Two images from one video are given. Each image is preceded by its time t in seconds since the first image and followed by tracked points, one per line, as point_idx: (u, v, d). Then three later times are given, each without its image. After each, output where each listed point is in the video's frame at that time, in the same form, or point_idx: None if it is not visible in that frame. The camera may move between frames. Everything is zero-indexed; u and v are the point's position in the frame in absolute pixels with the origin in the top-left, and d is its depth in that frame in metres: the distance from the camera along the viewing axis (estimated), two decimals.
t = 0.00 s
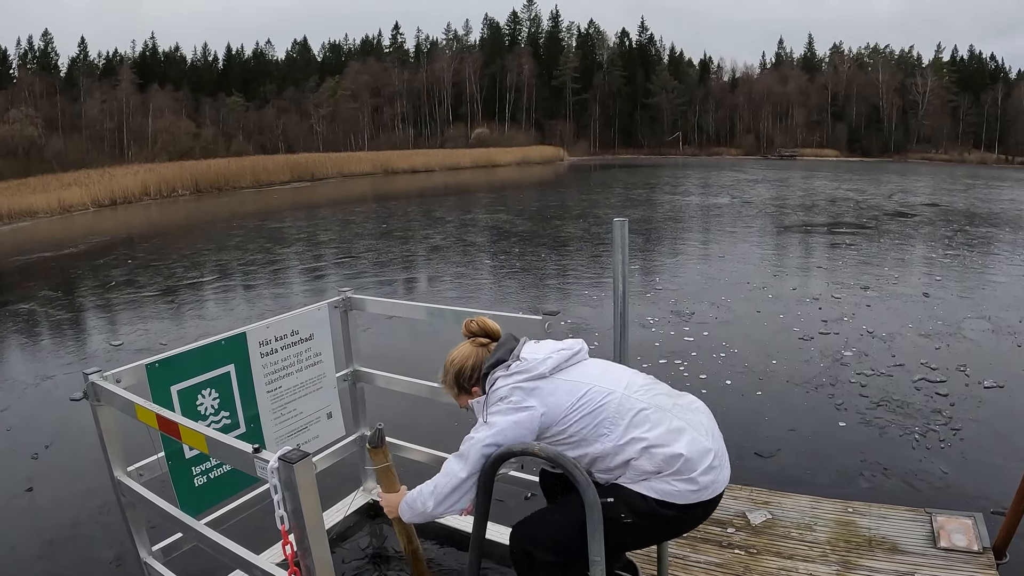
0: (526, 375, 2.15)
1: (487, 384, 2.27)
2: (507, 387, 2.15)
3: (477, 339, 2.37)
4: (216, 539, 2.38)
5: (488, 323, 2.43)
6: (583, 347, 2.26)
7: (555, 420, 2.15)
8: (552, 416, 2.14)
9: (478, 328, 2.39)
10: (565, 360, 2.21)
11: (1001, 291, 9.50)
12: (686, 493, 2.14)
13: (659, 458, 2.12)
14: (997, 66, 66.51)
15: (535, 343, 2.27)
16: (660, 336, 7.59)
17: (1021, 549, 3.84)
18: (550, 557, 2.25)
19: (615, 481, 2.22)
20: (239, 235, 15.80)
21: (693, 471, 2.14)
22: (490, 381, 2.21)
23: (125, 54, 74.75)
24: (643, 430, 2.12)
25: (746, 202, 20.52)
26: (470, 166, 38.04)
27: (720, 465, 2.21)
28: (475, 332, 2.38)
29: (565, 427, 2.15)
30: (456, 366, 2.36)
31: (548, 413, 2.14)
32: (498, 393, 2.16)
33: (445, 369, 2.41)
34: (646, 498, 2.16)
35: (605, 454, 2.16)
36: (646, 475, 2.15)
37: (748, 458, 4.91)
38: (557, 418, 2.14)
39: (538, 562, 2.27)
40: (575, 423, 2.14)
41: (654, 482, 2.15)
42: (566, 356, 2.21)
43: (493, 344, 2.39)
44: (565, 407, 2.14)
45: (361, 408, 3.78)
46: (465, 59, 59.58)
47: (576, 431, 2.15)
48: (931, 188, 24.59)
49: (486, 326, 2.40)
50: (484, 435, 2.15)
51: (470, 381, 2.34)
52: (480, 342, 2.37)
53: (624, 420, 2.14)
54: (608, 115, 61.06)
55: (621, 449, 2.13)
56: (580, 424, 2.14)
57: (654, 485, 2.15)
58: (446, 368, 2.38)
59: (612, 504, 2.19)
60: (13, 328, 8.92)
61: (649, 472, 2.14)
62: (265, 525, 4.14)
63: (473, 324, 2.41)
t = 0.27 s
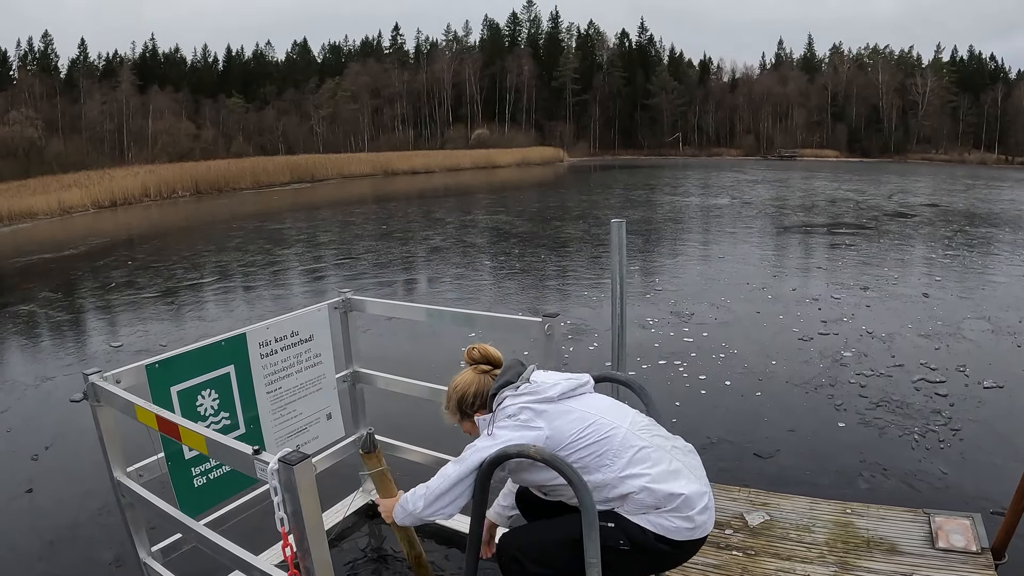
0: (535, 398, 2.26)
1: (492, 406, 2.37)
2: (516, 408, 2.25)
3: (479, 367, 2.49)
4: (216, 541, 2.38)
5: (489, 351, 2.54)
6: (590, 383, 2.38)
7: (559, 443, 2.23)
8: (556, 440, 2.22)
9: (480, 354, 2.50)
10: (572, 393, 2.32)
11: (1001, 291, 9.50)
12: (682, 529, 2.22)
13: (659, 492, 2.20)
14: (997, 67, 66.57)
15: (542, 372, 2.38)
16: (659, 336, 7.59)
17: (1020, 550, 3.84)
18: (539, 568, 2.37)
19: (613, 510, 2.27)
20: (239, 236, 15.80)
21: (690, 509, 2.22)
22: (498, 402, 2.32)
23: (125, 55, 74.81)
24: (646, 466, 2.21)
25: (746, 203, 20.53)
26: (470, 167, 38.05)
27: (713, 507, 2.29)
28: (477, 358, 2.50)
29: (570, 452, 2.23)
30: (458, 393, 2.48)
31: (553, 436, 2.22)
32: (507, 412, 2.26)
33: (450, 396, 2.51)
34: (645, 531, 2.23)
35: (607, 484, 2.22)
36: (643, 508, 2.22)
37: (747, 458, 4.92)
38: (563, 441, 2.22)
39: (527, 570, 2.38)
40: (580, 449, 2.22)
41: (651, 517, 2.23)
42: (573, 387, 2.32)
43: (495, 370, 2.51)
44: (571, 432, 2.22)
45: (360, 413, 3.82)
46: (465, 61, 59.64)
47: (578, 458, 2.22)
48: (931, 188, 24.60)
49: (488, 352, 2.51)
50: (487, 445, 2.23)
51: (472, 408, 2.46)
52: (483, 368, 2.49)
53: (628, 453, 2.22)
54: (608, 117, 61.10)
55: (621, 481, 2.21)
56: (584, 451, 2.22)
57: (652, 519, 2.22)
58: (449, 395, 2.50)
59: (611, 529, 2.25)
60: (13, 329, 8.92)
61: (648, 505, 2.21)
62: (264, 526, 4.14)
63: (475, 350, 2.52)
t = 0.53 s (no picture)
0: (544, 413, 2.35)
1: (501, 420, 2.46)
2: (526, 420, 2.33)
3: (485, 389, 2.61)
4: (215, 543, 2.38)
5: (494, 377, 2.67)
6: (595, 411, 2.49)
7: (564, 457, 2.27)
8: (564, 451, 2.27)
9: (487, 378, 2.62)
10: (578, 415, 2.41)
11: (1001, 291, 9.50)
12: (679, 553, 2.26)
13: (660, 514, 2.24)
14: (997, 67, 66.58)
15: (549, 399, 2.48)
16: (659, 337, 7.60)
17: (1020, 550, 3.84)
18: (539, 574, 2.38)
19: (614, 531, 2.28)
20: (239, 238, 15.81)
21: (687, 534, 2.28)
22: (507, 416, 2.40)
23: (125, 57, 74.91)
24: (650, 486, 2.27)
25: (746, 204, 20.54)
26: (470, 168, 38.08)
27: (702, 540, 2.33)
28: (483, 382, 2.62)
29: (577, 465, 2.26)
30: (464, 415, 2.59)
31: (561, 449, 2.27)
32: (517, 423, 2.33)
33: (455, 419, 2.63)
34: (645, 554, 2.26)
35: (609, 501, 2.25)
36: (641, 528, 2.24)
37: (747, 459, 4.92)
38: (571, 453, 2.27)
39: None
40: (587, 463, 2.26)
41: (651, 539, 2.25)
42: (580, 411, 2.41)
43: (499, 396, 2.62)
44: (579, 445, 2.28)
45: (360, 416, 3.83)
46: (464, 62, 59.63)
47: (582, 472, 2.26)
48: (931, 188, 24.61)
49: (494, 377, 2.63)
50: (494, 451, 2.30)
51: (476, 430, 2.57)
52: (489, 393, 2.61)
53: (632, 472, 2.28)
54: (608, 118, 61.10)
55: (622, 500, 2.24)
56: (591, 465, 2.26)
57: (648, 542, 2.25)
58: (454, 416, 2.61)
59: (615, 546, 2.25)
60: (13, 331, 8.92)
61: (644, 526, 2.24)
62: (263, 527, 4.14)
63: (482, 375, 2.64)
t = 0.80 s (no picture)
0: (552, 418, 2.39)
1: (507, 424, 2.48)
2: (534, 423, 2.35)
3: (493, 396, 2.62)
4: (213, 543, 2.38)
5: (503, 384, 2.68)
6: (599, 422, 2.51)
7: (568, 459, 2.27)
8: (569, 454, 2.27)
9: (495, 385, 2.63)
10: (582, 422, 2.44)
11: (1001, 291, 9.50)
12: (682, 562, 2.26)
13: (661, 521, 2.24)
14: (997, 67, 66.64)
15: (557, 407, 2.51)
16: (659, 338, 7.59)
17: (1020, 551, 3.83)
18: None
19: (619, 538, 2.24)
20: (239, 238, 15.82)
21: (688, 541, 2.29)
22: (515, 421, 2.43)
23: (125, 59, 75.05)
24: (652, 492, 2.28)
25: (746, 204, 20.55)
26: (470, 169, 38.10)
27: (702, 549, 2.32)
28: (492, 388, 2.63)
29: (581, 469, 2.26)
30: (471, 420, 2.60)
31: (567, 452, 2.28)
32: (524, 426, 2.35)
33: (461, 424, 2.64)
34: (649, 561, 2.23)
35: (613, 505, 2.24)
36: (644, 533, 2.23)
37: (747, 459, 4.91)
38: (576, 457, 2.26)
39: None
40: (591, 467, 2.26)
41: (653, 546, 2.23)
42: (586, 420, 2.44)
43: (507, 402, 2.63)
44: (584, 448, 2.28)
45: (360, 419, 3.83)
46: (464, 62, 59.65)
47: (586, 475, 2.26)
48: (931, 188, 24.63)
49: (503, 384, 2.64)
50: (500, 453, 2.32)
51: (483, 436, 2.58)
52: (497, 398, 2.62)
53: (634, 478, 2.28)
54: (608, 118, 61.14)
55: (624, 504, 2.24)
56: (594, 468, 2.26)
57: (652, 548, 2.23)
58: (462, 420, 2.62)
59: (623, 553, 2.21)
60: (13, 332, 8.92)
61: (646, 532, 2.23)
62: (261, 529, 4.13)
63: (490, 381, 2.65)
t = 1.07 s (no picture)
0: (553, 418, 2.38)
1: (508, 424, 2.48)
2: (535, 422, 2.35)
3: (495, 396, 2.62)
4: (212, 545, 2.37)
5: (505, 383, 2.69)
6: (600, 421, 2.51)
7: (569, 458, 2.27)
8: (570, 454, 2.26)
9: (498, 385, 2.63)
10: (582, 423, 2.44)
11: (1001, 292, 9.49)
12: (684, 560, 2.25)
13: (663, 519, 2.24)
14: (997, 68, 66.66)
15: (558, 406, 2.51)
16: (659, 338, 7.59)
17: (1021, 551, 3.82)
18: None
19: (621, 537, 2.23)
20: (238, 239, 15.81)
21: (690, 539, 2.28)
22: (516, 420, 2.43)
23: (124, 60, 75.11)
24: (654, 491, 2.28)
25: (745, 205, 20.54)
26: (469, 170, 38.10)
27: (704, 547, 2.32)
28: (495, 388, 2.63)
29: (583, 468, 2.25)
30: (474, 419, 2.59)
31: (568, 451, 2.27)
32: (526, 425, 2.35)
33: (463, 424, 2.63)
34: (652, 560, 2.21)
35: (614, 503, 2.23)
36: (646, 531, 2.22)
37: (748, 460, 4.90)
38: (577, 455, 2.26)
39: None
40: (592, 465, 2.25)
41: (654, 546, 2.22)
42: (586, 419, 2.44)
43: (509, 402, 2.63)
44: (586, 447, 2.27)
45: (360, 420, 3.82)
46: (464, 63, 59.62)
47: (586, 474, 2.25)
48: (930, 189, 24.62)
49: (505, 384, 2.65)
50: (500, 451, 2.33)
51: (485, 435, 2.58)
52: (498, 399, 2.62)
53: (635, 477, 2.27)
54: (608, 119, 61.13)
55: (625, 503, 2.23)
56: (596, 467, 2.25)
57: (653, 547, 2.22)
58: (463, 420, 2.61)
59: (626, 553, 2.19)
60: (12, 333, 8.92)
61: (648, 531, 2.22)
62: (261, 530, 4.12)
63: (493, 382, 2.65)
